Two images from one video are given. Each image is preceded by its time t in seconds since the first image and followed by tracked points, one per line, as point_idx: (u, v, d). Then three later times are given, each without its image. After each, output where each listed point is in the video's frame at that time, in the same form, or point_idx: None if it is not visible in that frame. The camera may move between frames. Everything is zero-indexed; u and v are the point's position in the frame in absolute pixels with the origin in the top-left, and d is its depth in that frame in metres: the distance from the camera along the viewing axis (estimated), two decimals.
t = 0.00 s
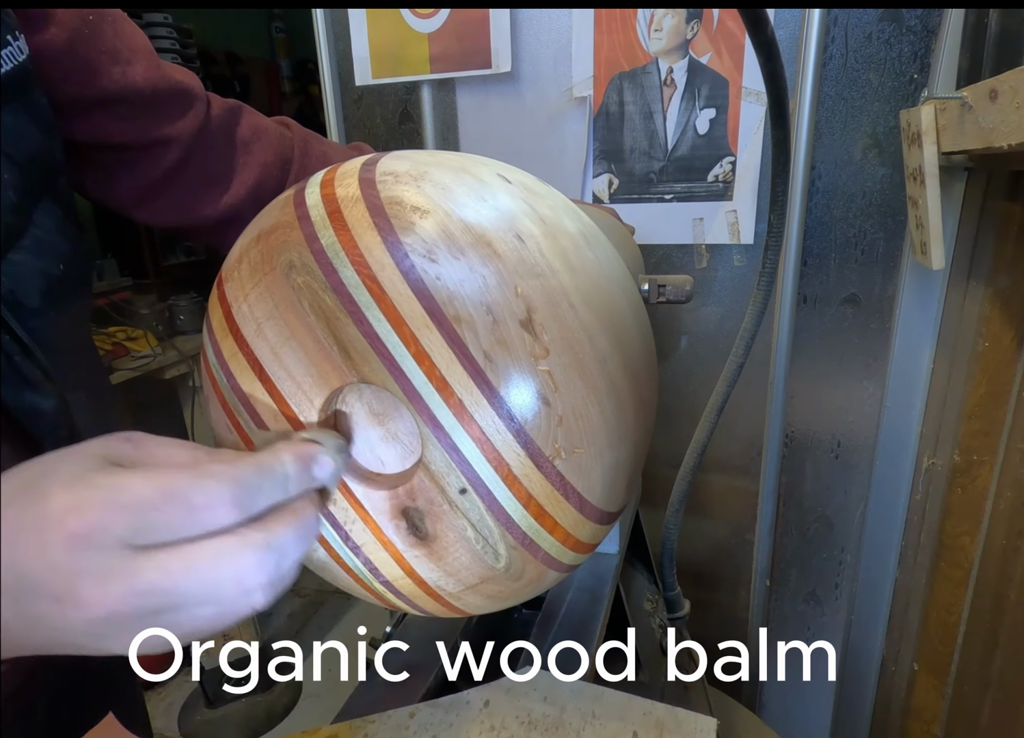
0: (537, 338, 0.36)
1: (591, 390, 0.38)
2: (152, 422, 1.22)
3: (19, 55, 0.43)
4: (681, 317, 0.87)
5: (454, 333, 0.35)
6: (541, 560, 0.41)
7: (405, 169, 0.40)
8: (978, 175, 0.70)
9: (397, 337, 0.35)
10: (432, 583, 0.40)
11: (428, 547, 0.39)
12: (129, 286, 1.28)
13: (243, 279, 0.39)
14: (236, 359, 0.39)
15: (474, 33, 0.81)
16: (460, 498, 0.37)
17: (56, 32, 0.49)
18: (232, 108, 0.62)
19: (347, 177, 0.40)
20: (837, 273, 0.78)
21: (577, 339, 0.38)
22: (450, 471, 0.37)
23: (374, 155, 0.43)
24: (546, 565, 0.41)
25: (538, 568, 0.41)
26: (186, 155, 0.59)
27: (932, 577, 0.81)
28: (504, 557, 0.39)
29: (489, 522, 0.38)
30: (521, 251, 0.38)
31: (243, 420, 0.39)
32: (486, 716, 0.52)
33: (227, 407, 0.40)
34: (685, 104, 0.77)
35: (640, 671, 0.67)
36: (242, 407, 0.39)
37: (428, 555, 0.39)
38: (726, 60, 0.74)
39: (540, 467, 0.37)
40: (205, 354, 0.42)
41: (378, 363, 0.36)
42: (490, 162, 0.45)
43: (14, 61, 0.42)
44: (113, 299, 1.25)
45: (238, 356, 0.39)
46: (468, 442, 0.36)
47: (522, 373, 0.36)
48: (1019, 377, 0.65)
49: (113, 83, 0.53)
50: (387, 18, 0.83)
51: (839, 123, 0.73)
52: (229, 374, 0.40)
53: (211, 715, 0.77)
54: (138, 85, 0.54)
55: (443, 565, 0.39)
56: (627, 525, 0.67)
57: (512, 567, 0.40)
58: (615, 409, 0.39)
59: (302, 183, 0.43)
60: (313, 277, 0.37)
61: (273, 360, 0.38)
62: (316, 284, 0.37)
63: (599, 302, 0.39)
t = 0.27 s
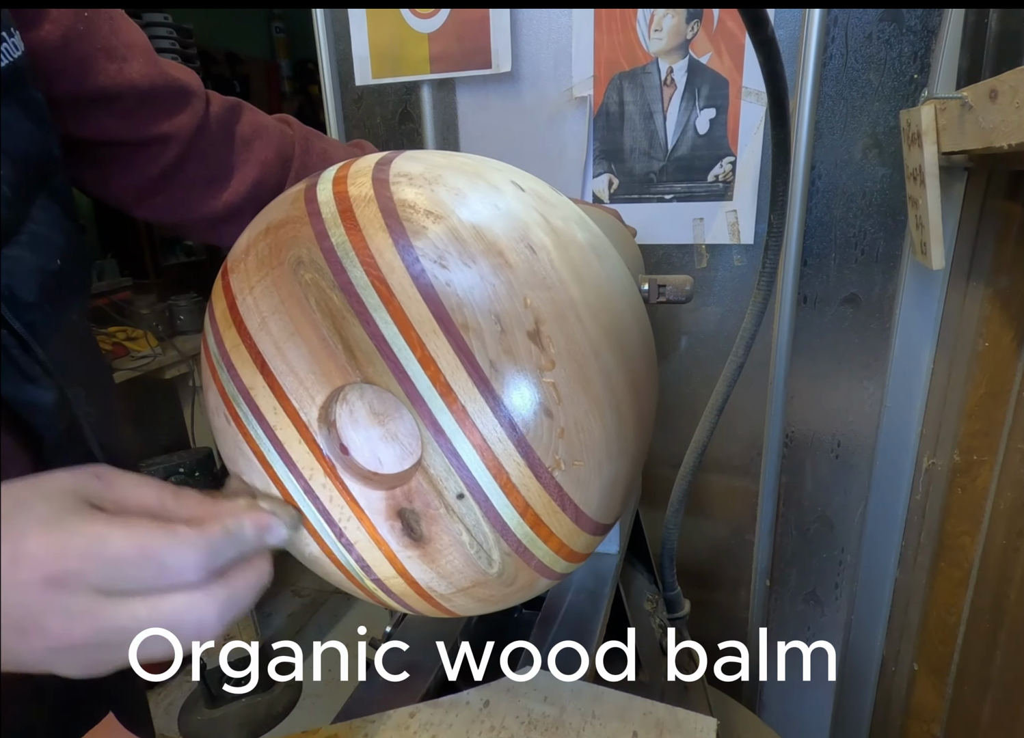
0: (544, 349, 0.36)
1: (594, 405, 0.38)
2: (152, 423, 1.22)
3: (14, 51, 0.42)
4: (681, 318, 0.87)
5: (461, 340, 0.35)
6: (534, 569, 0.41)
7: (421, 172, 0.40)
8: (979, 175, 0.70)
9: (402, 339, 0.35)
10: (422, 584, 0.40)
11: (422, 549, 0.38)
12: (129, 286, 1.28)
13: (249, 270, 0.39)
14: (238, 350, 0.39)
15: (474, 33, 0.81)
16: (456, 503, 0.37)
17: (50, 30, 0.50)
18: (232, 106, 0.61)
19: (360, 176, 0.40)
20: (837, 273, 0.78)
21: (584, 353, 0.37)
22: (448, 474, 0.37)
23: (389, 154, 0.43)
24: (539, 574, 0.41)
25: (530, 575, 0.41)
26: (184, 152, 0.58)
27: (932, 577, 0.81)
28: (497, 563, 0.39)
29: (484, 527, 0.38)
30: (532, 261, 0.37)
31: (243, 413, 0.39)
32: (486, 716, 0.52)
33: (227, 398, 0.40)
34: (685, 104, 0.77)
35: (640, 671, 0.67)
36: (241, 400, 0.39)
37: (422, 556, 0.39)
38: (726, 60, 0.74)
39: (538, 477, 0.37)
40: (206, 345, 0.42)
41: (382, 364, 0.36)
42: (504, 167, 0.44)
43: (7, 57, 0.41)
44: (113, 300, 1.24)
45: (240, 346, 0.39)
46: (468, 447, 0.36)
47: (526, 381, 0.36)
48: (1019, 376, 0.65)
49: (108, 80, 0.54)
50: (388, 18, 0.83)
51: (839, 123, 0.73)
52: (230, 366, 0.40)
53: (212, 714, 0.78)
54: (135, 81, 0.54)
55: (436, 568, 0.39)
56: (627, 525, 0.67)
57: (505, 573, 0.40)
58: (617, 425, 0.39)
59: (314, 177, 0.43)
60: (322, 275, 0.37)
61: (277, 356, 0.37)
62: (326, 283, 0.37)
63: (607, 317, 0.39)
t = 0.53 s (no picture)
0: (542, 347, 0.36)
1: (593, 402, 0.38)
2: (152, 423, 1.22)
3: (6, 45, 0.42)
4: (681, 317, 0.87)
5: (461, 339, 0.35)
6: (534, 566, 0.41)
7: (418, 171, 0.40)
8: (979, 174, 0.70)
9: (402, 339, 0.35)
10: (424, 583, 0.40)
11: (423, 549, 0.39)
12: (129, 286, 1.28)
13: (248, 272, 0.39)
14: (238, 352, 0.39)
15: (474, 33, 0.81)
16: (458, 502, 0.37)
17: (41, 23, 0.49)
18: (229, 101, 0.62)
19: (358, 175, 0.40)
20: (837, 273, 0.78)
21: (582, 352, 0.38)
22: (448, 474, 0.37)
23: (387, 154, 0.43)
24: (540, 571, 0.41)
25: (531, 574, 0.41)
26: (182, 146, 0.58)
27: (932, 577, 0.81)
28: (499, 562, 0.39)
29: (485, 526, 0.38)
30: (531, 260, 0.37)
31: (243, 414, 0.39)
32: (486, 716, 0.52)
33: (226, 400, 0.40)
34: (685, 104, 0.77)
35: (640, 671, 0.67)
36: (242, 401, 0.39)
37: (423, 556, 0.39)
38: (726, 60, 0.74)
39: (538, 475, 0.37)
40: (206, 347, 0.42)
41: (381, 363, 0.36)
42: (501, 166, 0.44)
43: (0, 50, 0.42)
44: (113, 299, 1.24)
45: (240, 348, 0.39)
46: (468, 447, 0.36)
47: (524, 379, 0.36)
48: (1019, 376, 0.65)
49: (102, 74, 0.53)
50: (388, 18, 0.83)
51: (839, 123, 0.73)
52: (229, 367, 0.40)
53: (212, 715, 0.77)
54: (129, 76, 0.54)
55: (438, 568, 0.39)
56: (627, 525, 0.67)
57: (506, 572, 0.40)
58: (616, 422, 0.39)
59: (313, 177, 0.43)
60: (321, 276, 0.37)
61: (277, 357, 0.37)
62: (325, 284, 0.36)
63: (605, 316, 0.39)
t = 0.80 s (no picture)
0: (553, 369, 0.36)
1: (596, 428, 0.38)
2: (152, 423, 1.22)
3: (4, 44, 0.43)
4: (681, 317, 0.87)
5: (472, 352, 0.35)
6: (521, 579, 0.41)
7: (445, 177, 0.39)
8: (979, 175, 0.70)
9: (412, 346, 0.35)
10: (408, 584, 0.40)
11: (412, 550, 0.39)
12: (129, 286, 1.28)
13: (262, 258, 0.38)
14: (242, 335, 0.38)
15: (474, 32, 0.81)
16: (451, 510, 0.37)
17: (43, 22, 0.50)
18: (230, 100, 0.62)
19: (383, 174, 0.39)
20: (837, 273, 0.78)
21: (592, 377, 0.38)
22: (444, 481, 0.37)
23: (415, 153, 0.42)
24: (525, 583, 0.41)
25: (516, 586, 0.41)
26: (182, 143, 0.58)
27: (932, 576, 0.81)
28: (485, 571, 0.39)
29: (477, 535, 0.38)
30: (550, 280, 0.37)
31: (242, 398, 0.39)
32: (486, 716, 0.52)
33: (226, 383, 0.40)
34: (685, 104, 0.77)
35: (640, 671, 0.67)
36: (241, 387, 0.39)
37: (410, 558, 0.39)
38: (726, 60, 0.74)
39: (535, 494, 0.38)
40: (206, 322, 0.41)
41: (390, 367, 0.36)
42: (525, 177, 0.44)
43: None
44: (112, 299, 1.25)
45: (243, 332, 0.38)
46: (468, 457, 0.36)
47: (533, 398, 0.36)
48: (1019, 376, 0.65)
49: (103, 71, 0.53)
50: (388, 18, 0.83)
51: (839, 123, 0.73)
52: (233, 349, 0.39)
53: (212, 714, 0.79)
54: (130, 73, 0.54)
55: (424, 571, 0.39)
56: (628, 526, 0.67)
57: (492, 582, 0.40)
58: (616, 449, 0.39)
59: (336, 169, 0.42)
60: (336, 272, 0.36)
61: (282, 345, 0.37)
62: (339, 280, 0.36)
63: (616, 343, 0.40)
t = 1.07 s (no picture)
0: (553, 370, 0.36)
1: (596, 429, 0.38)
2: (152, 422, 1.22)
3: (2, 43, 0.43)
4: (681, 318, 0.87)
5: (473, 353, 0.35)
6: (520, 579, 0.41)
7: (446, 177, 0.39)
8: (978, 175, 0.70)
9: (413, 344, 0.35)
10: (407, 584, 0.40)
11: (411, 550, 0.39)
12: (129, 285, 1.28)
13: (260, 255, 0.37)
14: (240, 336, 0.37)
15: (473, 33, 0.81)
16: (451, 511, 0.37)
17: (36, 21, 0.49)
18: (229, 96, 0.62)
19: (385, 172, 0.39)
20: (837, 273, 0.78)
21: (592, 378, 0.38)
22: (444, 482, 0.37)
23: (416, 154, 0.42)
24: (524, 583, 0.42)
25: (515, 586, 0.42)
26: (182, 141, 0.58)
27: (932, 577, 0.81)
28: (485, 571, 0.40)
29: (476, 536, 0.38)
30: (552, 282, 0.37)
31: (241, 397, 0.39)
32: (486, 716, 0.52)
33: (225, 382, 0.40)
34: (685, 104, 0.77)
35: (640, 671, 0.67)
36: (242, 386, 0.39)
37: (410, 557, 0.39)
38: (726, 60, 0.74)
39: (534, 495, 0.38)
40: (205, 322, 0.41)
41: (390, 367, 0.36)
42: (526, 178, 0.44)
43: None
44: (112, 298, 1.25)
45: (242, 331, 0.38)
46: (468, 458, 0.36)
47: (533, 399, 0.36)
48: (1019, 377, 0.65)
49: (99, 70, 0.53)
50: (387, 18, 0.83)
51: (839, 123, 0.73)
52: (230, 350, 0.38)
53: (212, 714, 0.79)
54: (126, 70, 0.54)
55: (424, 571, 0.39)
56: (628, 525, 0.67)
57: (491, 582, 0.40)
58: (615, 451, 0.40)
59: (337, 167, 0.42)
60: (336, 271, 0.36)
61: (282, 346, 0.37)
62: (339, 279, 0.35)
63: (615, 345, 0.40)
